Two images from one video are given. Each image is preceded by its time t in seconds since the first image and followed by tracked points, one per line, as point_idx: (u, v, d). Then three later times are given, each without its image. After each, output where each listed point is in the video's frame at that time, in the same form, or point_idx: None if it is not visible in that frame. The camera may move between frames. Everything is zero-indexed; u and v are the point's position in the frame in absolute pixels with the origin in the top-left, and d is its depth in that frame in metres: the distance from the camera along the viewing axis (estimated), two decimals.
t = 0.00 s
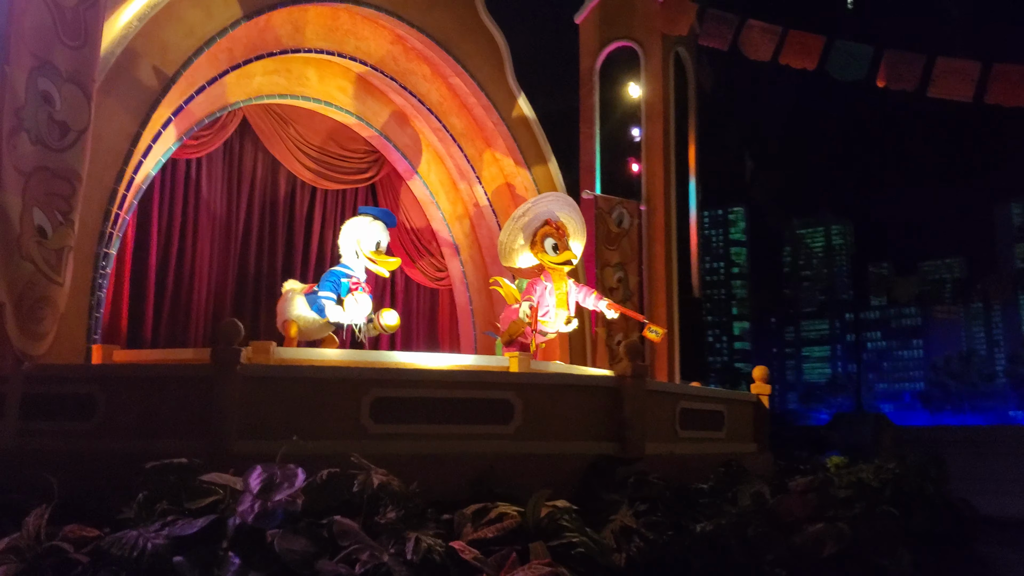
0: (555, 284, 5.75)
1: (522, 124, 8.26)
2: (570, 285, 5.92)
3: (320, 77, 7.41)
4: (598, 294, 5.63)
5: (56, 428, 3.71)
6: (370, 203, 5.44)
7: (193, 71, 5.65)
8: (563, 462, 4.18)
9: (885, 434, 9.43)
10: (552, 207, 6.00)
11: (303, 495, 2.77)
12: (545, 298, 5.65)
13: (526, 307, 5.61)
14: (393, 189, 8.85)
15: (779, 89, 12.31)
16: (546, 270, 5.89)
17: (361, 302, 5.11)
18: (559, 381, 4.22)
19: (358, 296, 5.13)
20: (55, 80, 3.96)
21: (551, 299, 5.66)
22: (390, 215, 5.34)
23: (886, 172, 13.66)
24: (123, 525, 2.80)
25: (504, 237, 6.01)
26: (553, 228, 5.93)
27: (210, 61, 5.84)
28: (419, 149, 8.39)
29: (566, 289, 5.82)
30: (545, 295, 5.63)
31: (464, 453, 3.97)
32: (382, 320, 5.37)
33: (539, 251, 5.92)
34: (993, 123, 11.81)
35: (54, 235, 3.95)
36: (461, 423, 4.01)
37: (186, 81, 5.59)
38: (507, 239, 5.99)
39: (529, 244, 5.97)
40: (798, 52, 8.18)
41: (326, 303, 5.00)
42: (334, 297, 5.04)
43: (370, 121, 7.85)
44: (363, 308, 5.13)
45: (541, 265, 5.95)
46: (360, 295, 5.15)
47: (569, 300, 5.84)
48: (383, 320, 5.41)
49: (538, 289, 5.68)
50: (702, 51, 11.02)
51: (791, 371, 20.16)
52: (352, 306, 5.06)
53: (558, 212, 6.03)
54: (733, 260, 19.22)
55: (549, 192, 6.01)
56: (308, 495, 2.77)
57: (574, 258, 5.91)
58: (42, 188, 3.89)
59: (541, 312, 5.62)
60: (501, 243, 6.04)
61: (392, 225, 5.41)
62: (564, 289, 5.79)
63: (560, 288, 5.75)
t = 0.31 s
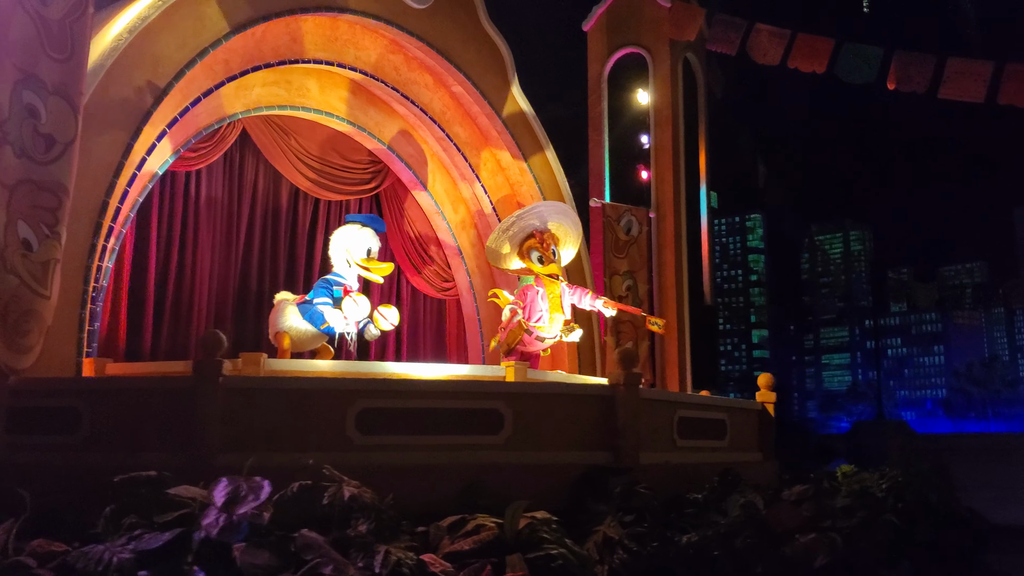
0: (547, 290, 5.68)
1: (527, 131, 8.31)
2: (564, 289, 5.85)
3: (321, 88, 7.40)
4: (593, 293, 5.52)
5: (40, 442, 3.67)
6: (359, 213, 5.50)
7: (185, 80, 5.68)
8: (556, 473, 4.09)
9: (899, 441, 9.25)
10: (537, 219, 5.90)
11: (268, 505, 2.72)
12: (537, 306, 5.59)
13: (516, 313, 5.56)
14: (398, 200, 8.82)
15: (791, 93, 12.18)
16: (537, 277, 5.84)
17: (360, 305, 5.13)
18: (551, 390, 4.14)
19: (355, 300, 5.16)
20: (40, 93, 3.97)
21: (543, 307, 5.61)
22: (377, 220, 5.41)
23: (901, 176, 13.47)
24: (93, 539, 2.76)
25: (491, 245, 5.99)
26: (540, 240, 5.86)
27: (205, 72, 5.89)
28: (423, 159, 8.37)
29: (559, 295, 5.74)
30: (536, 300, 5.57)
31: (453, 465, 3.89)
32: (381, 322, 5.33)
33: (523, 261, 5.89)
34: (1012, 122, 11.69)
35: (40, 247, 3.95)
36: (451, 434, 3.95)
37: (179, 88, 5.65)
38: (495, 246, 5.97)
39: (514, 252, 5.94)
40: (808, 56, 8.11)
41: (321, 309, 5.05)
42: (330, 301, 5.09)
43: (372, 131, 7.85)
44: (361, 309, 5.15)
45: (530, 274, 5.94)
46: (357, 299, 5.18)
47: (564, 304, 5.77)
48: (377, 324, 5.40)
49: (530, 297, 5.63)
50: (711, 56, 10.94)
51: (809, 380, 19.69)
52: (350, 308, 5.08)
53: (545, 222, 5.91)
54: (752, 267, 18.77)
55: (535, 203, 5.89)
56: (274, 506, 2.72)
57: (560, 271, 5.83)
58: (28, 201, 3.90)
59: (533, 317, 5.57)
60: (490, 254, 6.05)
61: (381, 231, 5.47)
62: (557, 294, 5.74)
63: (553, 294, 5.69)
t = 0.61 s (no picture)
0: (535, 287, 5.80)
1: (527, 132, 8.29)
2: (554, 286, 5.95)
3: (317, 89, 7.40)
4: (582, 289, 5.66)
5: (17, 446, 3.64)
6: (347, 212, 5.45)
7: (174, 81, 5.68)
8: (542, 475, 4.03)
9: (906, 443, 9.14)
10: (518, 216, 5.97)
11: (232, 510, 2.69)
12: (525, 303, 5.72)
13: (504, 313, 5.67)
14: (397, 201, 8.78)
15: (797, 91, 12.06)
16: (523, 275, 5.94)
17: (340, 313, 4.97)
18: (537, 392, 4.08)
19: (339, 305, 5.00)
20: (22, 95, 3.96)
21: (531, 303, 5.72)
22: (365, 220, 5.36)
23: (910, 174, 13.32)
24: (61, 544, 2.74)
25: (478, 245, 6.12)
26: (523, 238, 5.93)
27: (197, 73, 5.91)
28: (421, 160, 8.36)
29: (547, 292, 5.84)
30: (523, 296, 5.69)
31: (436, 468, 3.84)
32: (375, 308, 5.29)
33: (510, 259, 5.99)
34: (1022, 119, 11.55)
35: (22, 250, 3.95)
36: (435, 437, 3.89)
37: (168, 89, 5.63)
38: (480, 247, 6.11)
39: (501, 251, 6.05)
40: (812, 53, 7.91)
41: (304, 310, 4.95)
42: (312, 305, 4.97)
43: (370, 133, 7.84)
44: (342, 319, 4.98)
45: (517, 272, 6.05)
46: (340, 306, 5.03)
47: (553, 300, 5.88)
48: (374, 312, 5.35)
49: (518, 295, 5.76)
50: (715, 54, 10.85)
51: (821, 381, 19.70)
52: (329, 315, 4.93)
53: (528, 220, 5.96)
54: (762, 268, 18.63)
55: (518, 201, 5.96)
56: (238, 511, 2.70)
57: (544, 269, 5.89)
58: (9, 204, 3.90)
59: (522, 315, 5.69)
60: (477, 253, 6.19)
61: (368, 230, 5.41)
62: (545, 290, 5.84)
63: (539, 291, 5.78)
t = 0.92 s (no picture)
0: (520, 284, 5.87)
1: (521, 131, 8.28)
2: (539, 283, 6.02)
3: (307, 91, 7.42)
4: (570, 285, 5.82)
5: None
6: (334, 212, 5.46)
7: (158, 84, 5.66)
8: (524, 476, 3.97)
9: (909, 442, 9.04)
10: (498, 212, 5.93)
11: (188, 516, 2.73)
12: (511, 301, 5.78)
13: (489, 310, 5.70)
14: (391, 203, 8.74)
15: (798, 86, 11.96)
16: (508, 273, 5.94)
17: (313, 317, 5.00)
18: (519, 392, 4.02)
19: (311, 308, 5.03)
20: None
21: (518, 302, 5.77)
22: (352, 221, 5.36)
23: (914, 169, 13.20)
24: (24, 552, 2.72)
25: (459, 245, 6.06)
26: (506, 235, 5.91)
27: (182, 76, 5.90)
28: (415, 160, 8.35)
29: (533, 289, 5.93)
30: (510, 295, 5.73)
31: (417, 470, 3.79)
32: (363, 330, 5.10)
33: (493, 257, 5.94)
34: None
35: None
36: (417, 439, 3.84)
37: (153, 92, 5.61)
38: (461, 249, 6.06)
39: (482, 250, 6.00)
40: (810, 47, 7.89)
41: (277, 312, 4.95)
42: (286, 307, 4.96)
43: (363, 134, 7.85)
44: (315, 322, 5.01)
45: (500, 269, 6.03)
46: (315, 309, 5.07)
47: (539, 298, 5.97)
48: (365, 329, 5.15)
49: (503, 293, 5.76)
50: (715, 51, 10.77)
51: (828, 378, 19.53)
52: (301, 319, 4.95)
53: (510, 216, 5.95)
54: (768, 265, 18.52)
55: (499, 197, 5.93)
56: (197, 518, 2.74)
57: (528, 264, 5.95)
58: None
59: (509, 313, 5.77)
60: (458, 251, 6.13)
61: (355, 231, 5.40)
62: (530, 288, 5.90)
63: (525, 288, 5.85)
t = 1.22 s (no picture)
0: (511, 282, 5.92)
1: (520, 130, 8.27)
2: (531, 281, 6.09)
3: (303, 90, 7.44)
4: (560, 284, 6.06)
5: None
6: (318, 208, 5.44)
7: (149, 84, 5.66)
8: (509, 478, 3.91)
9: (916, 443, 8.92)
10: (483, 207, 6.00)
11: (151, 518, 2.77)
12: (503, 300, 5.90)
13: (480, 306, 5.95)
14: (389, 203, 8.71)
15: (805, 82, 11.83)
16: (499, 273, 5.96)
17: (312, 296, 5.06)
18: (503, 392, 3.96)
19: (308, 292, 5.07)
20: None
21: (508, 300, 5.90)
22: (336, 217, 5.36)
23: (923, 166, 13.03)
24: None
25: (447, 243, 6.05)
26: (492, 228, 5.96)
27: (173, 76, 5.91)
28: (414, 160, 8.33)
29: (525, 287, 5.99)
30: (500, 293, 5.87)
31: (398, 472, 3.74)
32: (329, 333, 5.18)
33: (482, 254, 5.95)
34: None
35: None
36: (399, 440, 3.79)
37: (144, 92, 5.61)
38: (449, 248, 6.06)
39: (470, 250, 6.00)
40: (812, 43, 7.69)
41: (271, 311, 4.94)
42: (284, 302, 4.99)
43: (360, 134, 7.85)
44: (314, 301, 5.07)
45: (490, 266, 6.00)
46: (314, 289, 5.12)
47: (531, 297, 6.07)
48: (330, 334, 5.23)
49: (494, 291, 5.93)
50: (719, 47, 10.67)
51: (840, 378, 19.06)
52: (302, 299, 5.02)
53: (496, 212, 6.00)
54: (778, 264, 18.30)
55: (484, 193, 5.99)
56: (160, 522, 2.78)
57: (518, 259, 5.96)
58: None
59: (501, 313, 5.87)
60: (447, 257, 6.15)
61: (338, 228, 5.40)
62: (522, 287, 5.99)
63: (516, 287, 5.92)
